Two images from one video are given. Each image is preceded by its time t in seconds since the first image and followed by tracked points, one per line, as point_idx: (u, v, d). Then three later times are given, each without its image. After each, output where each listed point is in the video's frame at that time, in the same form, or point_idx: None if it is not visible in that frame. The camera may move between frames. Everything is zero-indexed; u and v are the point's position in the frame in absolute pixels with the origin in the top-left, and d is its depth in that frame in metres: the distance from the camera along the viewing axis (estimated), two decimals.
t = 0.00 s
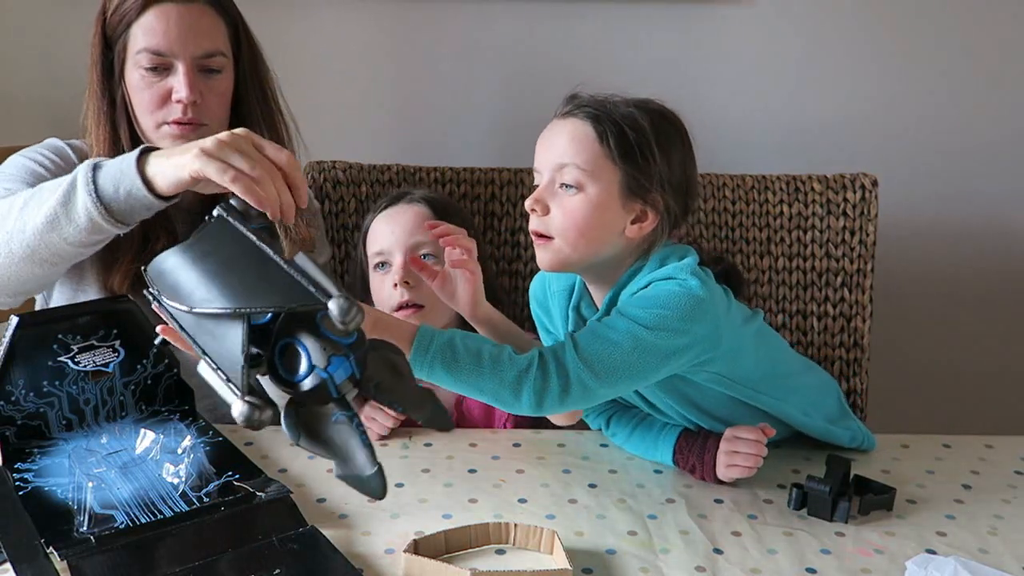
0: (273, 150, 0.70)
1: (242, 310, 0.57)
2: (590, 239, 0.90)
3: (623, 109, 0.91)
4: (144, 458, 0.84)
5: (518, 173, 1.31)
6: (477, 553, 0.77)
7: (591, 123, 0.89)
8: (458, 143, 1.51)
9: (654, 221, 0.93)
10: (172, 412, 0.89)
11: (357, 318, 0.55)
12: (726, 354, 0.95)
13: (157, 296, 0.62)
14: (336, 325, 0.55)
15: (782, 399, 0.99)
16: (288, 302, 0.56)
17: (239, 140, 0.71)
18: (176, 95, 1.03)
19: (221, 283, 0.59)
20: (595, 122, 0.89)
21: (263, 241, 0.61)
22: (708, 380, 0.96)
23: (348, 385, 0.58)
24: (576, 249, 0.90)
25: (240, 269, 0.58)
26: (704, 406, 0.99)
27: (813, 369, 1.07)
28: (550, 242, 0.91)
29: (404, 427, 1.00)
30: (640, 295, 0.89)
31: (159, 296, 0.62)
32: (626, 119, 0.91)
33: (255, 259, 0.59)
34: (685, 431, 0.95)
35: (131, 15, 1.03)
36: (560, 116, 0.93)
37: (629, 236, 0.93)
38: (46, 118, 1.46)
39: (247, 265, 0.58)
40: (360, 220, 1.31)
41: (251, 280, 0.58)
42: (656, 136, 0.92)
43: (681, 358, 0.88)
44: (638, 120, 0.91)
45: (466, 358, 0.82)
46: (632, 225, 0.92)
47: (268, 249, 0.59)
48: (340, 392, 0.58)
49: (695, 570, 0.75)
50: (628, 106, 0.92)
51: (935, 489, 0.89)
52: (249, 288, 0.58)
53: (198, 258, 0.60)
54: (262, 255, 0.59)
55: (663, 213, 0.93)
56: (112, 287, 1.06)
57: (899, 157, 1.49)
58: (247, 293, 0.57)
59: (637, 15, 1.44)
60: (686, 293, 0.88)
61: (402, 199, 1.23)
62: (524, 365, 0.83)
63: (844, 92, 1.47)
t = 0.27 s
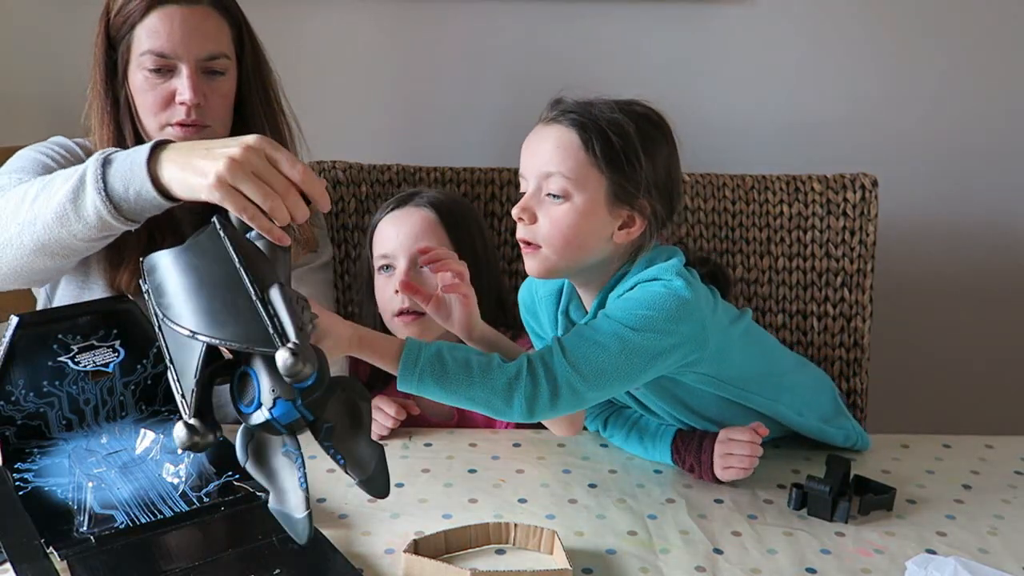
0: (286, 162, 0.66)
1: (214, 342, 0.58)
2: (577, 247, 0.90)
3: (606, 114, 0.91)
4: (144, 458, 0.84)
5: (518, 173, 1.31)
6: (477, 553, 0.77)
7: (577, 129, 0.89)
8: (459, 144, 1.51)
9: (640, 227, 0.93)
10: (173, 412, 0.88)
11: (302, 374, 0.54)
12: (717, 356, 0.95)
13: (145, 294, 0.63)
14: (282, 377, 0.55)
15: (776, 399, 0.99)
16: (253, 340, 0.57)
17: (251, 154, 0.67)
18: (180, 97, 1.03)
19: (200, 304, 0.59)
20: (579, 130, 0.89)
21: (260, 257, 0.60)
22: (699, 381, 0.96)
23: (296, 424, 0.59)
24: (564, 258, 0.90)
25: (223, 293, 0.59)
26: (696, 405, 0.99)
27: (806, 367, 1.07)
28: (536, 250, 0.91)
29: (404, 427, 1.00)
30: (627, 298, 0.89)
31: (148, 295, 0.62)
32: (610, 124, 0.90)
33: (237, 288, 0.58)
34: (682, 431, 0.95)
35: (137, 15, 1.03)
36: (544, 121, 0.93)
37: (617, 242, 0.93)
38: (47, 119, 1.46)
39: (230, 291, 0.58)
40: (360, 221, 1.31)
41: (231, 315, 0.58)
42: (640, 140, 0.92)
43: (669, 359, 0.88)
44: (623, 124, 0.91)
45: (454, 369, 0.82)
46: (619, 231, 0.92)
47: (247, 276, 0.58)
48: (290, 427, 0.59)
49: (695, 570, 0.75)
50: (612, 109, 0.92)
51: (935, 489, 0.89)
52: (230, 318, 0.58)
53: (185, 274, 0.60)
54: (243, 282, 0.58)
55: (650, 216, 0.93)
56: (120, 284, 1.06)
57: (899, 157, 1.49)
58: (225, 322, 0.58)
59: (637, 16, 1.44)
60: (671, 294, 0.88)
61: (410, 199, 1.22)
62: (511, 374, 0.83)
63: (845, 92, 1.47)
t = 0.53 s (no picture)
0: (308, 187, 0.63)
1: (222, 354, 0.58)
2: (578, 248, 0.90)
3: (599, 113, 0.91)
4: (144, 458, 0.84)
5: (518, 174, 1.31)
6: (477, 553, 0.77)
7: (570, 130, 0.89)
8: (459, 144, 1.51)
9: (640, 223, 0.93)
10: (173, 412, 0.88)
11: (300, 391, 0.54)
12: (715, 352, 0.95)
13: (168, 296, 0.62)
14: (281, 394, 0.54)
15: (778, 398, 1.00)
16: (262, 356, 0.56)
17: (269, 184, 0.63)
18: (184, 97, 1.03)
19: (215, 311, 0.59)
20: (573, 130, 0.89)
21: (277, 270, 0.60)
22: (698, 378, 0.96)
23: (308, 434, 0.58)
24: (565, 261, 0.90)
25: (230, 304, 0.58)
26: (694, 403, 0.99)
27: (804, 366, 1.07)
28: (537, 254, 0.90)
29: (404, 427, 1.00)
30: (630, 297, 0.90)
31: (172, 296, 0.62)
32: (603, 124, 0.90)
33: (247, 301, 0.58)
34: (681, 430, 0.95)
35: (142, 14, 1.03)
36: (535, 125, 0.92)
37: (618, 240, 0.93)
38: (48, 119, 1.46)
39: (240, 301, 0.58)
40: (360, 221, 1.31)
41: (236, 329, 0.58)
42: (634, 139, 0.92)
43: (677, 354, 0.88)
44: (616, 123, 0.91)
45: (477, 377, 0.82)
46: (618, 229, 0.92)
47: (254, 289, 0.57)
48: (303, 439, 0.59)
49: (695, 570, 0.75)
50: (605, 109, 0.92)
51: (935, 489, 0.89)
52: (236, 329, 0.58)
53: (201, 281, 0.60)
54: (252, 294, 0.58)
55: (646, 214, 0.94)
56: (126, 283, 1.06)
57: (899, 157, 1.49)
58: (234, 334, 0.58)
59: (637, 15, 1.44)
60: (676, 288, 0.89)
61: (417, 199, 1.22)
62: (531, 380, 0.83)
63: (845, 92, 1.47)
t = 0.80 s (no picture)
0: (345, 201, 0.64)
1: (230, 349, 0.56)
2: (588, 248, 0.89)
3: (605, 113, 0.91)
4: (144, 458, 0.84)
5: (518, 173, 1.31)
6: (477, 553, 0.77)
7: (577, 129, 0.89)
8: (459, 144, 1.51)
9: (646, 223, 0.94)
10: (173, 411, 0.88)
11: (293, 405, 0.53)
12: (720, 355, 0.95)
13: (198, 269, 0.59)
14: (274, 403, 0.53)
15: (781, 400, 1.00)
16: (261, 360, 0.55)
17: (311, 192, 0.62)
18: (190, 95, 1.03)
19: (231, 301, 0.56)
20: (580, 130, 0.88)
21: (300, 270, 0.57)
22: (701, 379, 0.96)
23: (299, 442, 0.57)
24: (573, 262, 0.90)
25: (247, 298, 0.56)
26: (695, 404, 0.99)
27: (803, 368, 1.07)
28: (545, 254, 0.90)
29: (404, 427, 1.00)
30: (636, 302, 0.89)
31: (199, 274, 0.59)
32: (610, 123, 0.90)
33: (266, 300, 0.55)
34: (682, 431, 0.95)
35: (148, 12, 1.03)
36: (540, 124, 0.92)
37: (624, 241, 0.93)
38: (48, 119, 1.46)
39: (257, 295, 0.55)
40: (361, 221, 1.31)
41: (249, 330, 0.55)
42: (640, 139, 0.92)
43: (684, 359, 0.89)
44: (623, 123, 0.91)
45: (492, 392, 0.82)
46: (625, 229, 0.92)
47: (273, 291, 0.55)
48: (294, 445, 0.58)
49: (695, 570, 0.75)
50: (611, 109, 0.92)
51: (935, 489, 0.89)
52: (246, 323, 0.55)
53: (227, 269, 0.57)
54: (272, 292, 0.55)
55: (653, 214, 0.94)
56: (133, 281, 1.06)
57: (899, 157, 1.49)
58: (243, 331, 0.55)
59: (637, 15, 1.44)
60: (684, 293, 0.89)
61: (417, 199, 1.21)
62: (543, 394, 0.83)
63: (844, 92, 1.47)
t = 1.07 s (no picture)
0: (360, 229, 0.66)
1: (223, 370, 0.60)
2: (594, 253, 0.89)
3: (614, 115, 0.91)
4: (144, 458, 0.84)
5: (518, 174, 1.31)
6: (477, 553, 0.77)
7: (588, 132, 0.89)
8: (460, 143, 1.51)
9: (653, 228, 0.94)
10: (173, 411, 0.87)
11: (267, 438, 0.57)
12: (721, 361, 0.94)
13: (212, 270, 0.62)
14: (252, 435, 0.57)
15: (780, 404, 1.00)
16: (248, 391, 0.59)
17: (328, 218, 0.66)
18: (197, 95, 1.03)
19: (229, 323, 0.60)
20: (590, 131, 0.89)
21: (301, 298, 0.61)
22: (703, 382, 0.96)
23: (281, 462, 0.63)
24: (578, 263, 0.89)
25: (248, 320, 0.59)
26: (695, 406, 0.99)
27: (802, 372, 1.07)
28: (551, 257, 0.89)
29: (404, 427, 1.00)
30: (638, 312, 0.89)
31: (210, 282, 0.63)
32: (619, 126, 0.90)
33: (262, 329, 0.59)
34: (682, 431, 0.95)
35: (156, 13, 1.03)
36: (547, 126, 0.92)
37: (630, 244, 0.93)
38: (47, 120, 1.46)
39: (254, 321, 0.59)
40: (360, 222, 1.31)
41: (241, 358, 0.59)
42: (650, 143, 0.93)
43: (687, 366, 0.89)
44: (632, 127, 0.91)
45: (500, 412, 0.81)
46: (632, 233, 0.92)
47: (268, 316, 0.58)
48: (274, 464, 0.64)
49: (695, 570, 0.75)
50: (621, 112, 0.92)
51: (935, 489, 0.89)
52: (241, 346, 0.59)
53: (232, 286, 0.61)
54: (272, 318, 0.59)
55: (659, 219, 0.94)
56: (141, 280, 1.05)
57: (899, 156, 1.49)
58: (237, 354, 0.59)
59: (637, 15, 1.44)
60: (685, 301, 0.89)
61: (416, 199, 1.22)
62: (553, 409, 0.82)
63: (845, 91, 1.47)
